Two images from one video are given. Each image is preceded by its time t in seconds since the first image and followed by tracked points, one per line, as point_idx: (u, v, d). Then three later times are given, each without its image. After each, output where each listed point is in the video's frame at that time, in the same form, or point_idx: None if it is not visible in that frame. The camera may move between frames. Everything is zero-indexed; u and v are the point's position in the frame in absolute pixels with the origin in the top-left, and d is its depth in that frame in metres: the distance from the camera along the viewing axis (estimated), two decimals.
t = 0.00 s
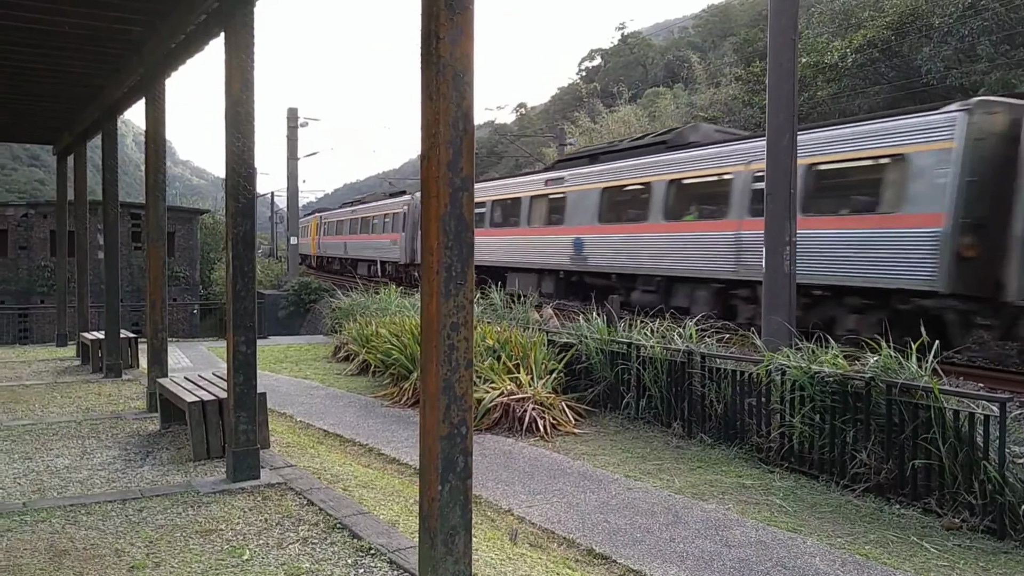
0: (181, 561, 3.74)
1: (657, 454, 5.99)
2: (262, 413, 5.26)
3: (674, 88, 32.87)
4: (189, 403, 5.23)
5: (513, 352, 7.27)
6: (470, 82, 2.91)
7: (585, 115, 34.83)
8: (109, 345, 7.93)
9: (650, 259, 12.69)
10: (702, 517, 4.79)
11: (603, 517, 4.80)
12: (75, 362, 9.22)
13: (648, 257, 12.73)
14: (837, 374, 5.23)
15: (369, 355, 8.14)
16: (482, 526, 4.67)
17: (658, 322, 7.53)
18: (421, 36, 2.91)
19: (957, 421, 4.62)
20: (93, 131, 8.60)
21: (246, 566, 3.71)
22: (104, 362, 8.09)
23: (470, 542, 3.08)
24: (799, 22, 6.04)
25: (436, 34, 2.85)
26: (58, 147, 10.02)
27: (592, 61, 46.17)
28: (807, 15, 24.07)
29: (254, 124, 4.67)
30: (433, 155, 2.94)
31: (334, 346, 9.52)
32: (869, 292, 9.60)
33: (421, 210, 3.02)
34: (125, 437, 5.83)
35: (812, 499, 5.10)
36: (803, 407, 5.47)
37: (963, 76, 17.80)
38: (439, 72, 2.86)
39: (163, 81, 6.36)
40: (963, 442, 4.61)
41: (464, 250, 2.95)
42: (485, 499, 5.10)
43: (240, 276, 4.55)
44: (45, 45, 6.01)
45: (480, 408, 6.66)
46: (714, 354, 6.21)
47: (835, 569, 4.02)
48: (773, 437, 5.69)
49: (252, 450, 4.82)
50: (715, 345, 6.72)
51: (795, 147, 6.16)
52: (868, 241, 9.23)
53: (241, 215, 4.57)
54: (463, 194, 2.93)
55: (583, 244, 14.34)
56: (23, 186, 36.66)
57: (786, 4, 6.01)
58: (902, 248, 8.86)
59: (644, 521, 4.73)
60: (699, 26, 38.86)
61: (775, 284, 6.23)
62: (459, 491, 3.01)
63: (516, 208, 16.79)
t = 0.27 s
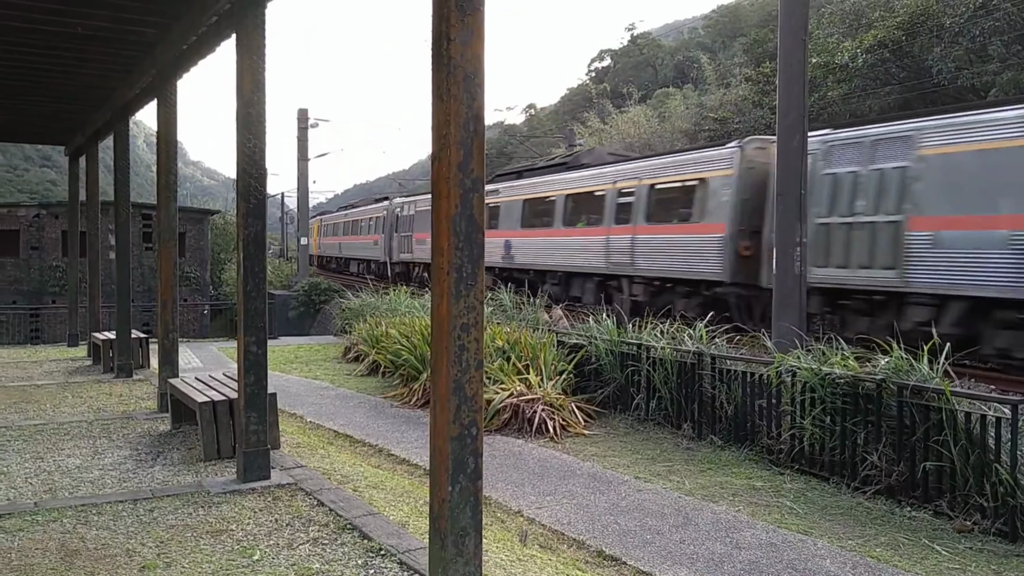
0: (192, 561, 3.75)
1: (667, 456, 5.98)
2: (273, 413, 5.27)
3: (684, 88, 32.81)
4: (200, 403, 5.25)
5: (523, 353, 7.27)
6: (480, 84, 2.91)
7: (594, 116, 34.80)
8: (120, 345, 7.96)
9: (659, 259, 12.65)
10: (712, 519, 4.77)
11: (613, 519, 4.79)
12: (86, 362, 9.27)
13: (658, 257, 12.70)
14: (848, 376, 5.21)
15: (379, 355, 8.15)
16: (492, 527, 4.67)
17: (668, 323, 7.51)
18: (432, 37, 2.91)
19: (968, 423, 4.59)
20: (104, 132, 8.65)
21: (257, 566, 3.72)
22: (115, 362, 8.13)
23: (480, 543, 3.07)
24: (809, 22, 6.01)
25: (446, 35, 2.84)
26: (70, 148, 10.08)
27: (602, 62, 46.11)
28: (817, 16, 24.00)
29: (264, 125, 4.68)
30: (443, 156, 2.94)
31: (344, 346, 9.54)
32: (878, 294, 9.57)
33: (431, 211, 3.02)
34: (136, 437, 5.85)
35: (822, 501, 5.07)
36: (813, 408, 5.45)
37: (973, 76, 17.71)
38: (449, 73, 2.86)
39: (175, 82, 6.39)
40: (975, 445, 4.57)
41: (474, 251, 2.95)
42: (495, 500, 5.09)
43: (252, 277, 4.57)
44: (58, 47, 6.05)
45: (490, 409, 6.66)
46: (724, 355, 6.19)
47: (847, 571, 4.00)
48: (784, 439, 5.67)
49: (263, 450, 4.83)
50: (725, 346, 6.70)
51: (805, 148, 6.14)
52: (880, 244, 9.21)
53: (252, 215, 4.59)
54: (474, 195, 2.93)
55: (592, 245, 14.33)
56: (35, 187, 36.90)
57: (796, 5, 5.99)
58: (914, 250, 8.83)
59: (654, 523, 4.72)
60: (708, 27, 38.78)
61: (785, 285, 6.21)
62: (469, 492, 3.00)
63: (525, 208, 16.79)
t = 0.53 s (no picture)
0: (203, 561, 3.76)
1: (677, 457, 5.96)
2: (283, 414, 5.28)
3: (693, 89, 32.72)
4: (211, 403, 5.27)
5: (532, 354, 7.27)
6: (491, 84, 2.91)
7: (604, 116, 34.76)
8: (131, 345, 8.00)
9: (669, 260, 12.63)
10: (722, 520, 4.76)
11: (622, 521, 4.78)
12: (97, 362, 9.31)
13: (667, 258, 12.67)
14: (859, 377, 5.19)
15: (389, 356, 8.16)
16: (502, 528, 4.66)
17: (678, 324, 7.49)
18: (442, 38, 2.91)
19: (980, 425, 4.56)
20: (116, 133, 8.70)
21: (267, 566, 3.73)
22: (125, 362, 8.17)
23: (490, 545, 3.06)
24: (819, 22, 5.98)
25: (456, 35, 2.84)
26: (82, 149, 10.14)
27: (611, 62, 46.03)
28: (828, 16, 23.90)
29: (275, 124, 4.69)
30: (453, 157, 2.94)
31: (354, 347, 9.56)
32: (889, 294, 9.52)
33: (442, 212, 3.02)
34: (147, 437, 5.88)
35: (833, 503, 5.05)
36: (824, 410, 5.42)
37: (984, 76, 17.60)
38: (459, 73, 2.85)
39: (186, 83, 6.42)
40: (987, 446, 4.54)
41: (484, 252, 2.94)
42: (504, 501, 5.09)
43: (262, 277, 4.58)
44: (70, 48, 6.08)
45: (500, 410, 6.66)
46: (734, 356, 6.17)
47: (857, 573, 3.98)
48: (794, 440, 5.65)
49: (273, 450, 4.85)
50: (735, 347, 6.68)
51: (815, 148, 6.11)
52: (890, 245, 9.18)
53: (263, 216, 4.60)
54: (484, 195, 2.93)
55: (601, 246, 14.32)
56: (46, 188, 37.13)
57: (807, 5, 5.97)
58: (926, 251, 8.79)
59: (664, 525, 4.71)
60: (718, 27, 38.68)
61: (796, 286, 6.18)
62: (479, 493, 3.00)
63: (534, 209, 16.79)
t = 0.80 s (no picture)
0: (212, 561, 3.78)
1: (686, 458, 5.95)
2: (292, 414, 5.30)
3: (702, 89, 32.67)
4: (221, 404, 5.28)
5: (541, 354, 7.27)
6: (500, 85, 2.90)
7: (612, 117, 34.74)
8: (141, 345, 8.03)
9: (677, 261, 12.60)
10: (732, 522, 4.74)
11: (631, 522, 4.77)
12: (107, 362, 9.36)
13: (676, 259, 12.64)
14: (869, 379, 5.16)
15: (398, 356, 8.17)
16: (510, 529, 4.66)
17: (687, 325, 7.48)
18: (451, 39, 2.90)
19: (991, 427, 4.53)
20: (126, 134, 8.75)
21: (276, 566, 3.74)
22: (136, 362, 8.20)
23: (499, 546, 3.06)
24: (828, 22, 5.96)
25: (466, 37, 2.84)
26: (93, 150, 10.19)
27: (619, 63, 45.98)
28: (837, 16, 23.81)
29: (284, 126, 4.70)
30: (462, 158, 2.93)
31: (363, 347, 9.57)
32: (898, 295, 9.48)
33: (451, 212, 3.01)
34: (156, 437, 5.90)
35: (842, 505, 5.03)
36: (833, 411, 5.40)
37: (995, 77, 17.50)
38: (469, 74, 2.85)
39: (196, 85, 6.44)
40: (998, 448, 4.51)
41: (494, 253, 2.94)
42: (513, 502, 5.09)
43: (271, 278, 4.59)
44: (81, 49, 6.11)
45: (508, 410, 6.66)
46: (744, 357, 6.16)
47: None
48: (803, 442, 5.63)
49: (282, 450, 4.86)
50: (745, 348, 6.66)
51: (825, 150, 6.09)
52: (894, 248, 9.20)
53: (272, 217, 4.60)
54: (494, 196, 2.92)
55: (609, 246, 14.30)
56: (57, 188, 37.34)
57: (816, 6, 5.95)
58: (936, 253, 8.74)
59: (673, 526, 4.70)
60: (727, 28, 38.61)
61: (805, 288, 6.16)
62: (488, 494, 2.99)
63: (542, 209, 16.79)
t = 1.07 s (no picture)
0: (221, 561, 3.78)
1: (694, 459, 5.94)
2: (301, 414, 5.31)
3: (710, 90, 32.61)
4: (229, 404, 5.29)
5: (548, 355, 7.27)
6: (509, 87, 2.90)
7: (620, 117, 34.70)
8: (150, 346, 8.06)
9: (685, 261, 12.57)
10: (740, 523, 4.73)
11: (638, 523, 4.76)
12: (116, 362, 9.40)
13: (683, 259, 12.62)
14: (878, 380, 5.14)
15: (405, 357, 8.17)
16: (518, 530, 4.66)
17: (694, 326, 7.47)
18: (460, 40, 2.90)
19: (1000, 428, 4.50)
20: (135, 135, 8.78)
21: (285, 566, 3.75)
22: (144, 362, 8.23)
23: (508, 546, 3.06)
24: (837, 23, 5.94)
25: (475, 38, 2.84)
26: (101, 150, 10.24)
27: (627, 63, 45.95)
28: (845, 16, 23.74)
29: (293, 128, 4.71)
30: (471, 159, 2.93)
31: (371, 347, 9.58)
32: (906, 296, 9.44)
33: (459, 213, 3.01)
34: (165, 437, 5.92)
35: (851, 506, 5.01)
36: (842, 412, 5.38)
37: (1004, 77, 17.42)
38: (479, 75, 2.85)
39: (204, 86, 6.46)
40: (1008, 450, 4.49)
41: (502, 254, 2.94)
42: (520, 503, 5.08)
43: (280, 278, 4.60)
44: (90, 51, 6.13)
45: (516, 411, 6.66)
46: (752, 358, 6.15)
47: None
48: (812, 443, 5.61)
49: (291, 451, 4.87)
50: (753, 349, 6.64)
51: (834, 151, 6.08)
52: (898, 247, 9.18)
53: (281, 217, 4.62)
54: (502, 197, 2.92)
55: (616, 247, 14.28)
56: (66, 189, 37.53)
57: (825, 6, 5.93)
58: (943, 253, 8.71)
59: (681, 527, 4.69)
60: (734, 28, 38.53)
61: (814, 290, 6.15)
62: (497, 495, 2.99)
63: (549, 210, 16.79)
